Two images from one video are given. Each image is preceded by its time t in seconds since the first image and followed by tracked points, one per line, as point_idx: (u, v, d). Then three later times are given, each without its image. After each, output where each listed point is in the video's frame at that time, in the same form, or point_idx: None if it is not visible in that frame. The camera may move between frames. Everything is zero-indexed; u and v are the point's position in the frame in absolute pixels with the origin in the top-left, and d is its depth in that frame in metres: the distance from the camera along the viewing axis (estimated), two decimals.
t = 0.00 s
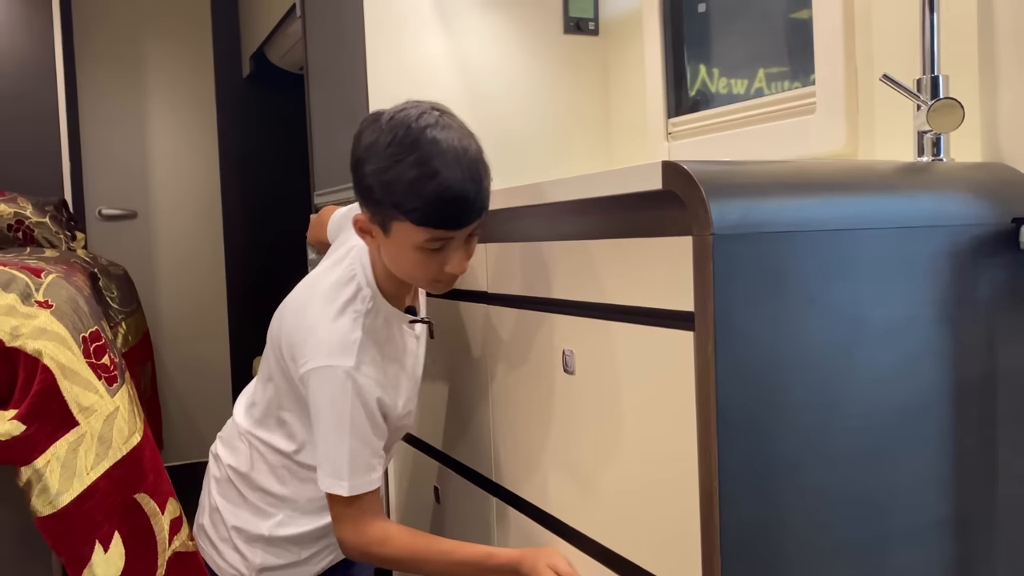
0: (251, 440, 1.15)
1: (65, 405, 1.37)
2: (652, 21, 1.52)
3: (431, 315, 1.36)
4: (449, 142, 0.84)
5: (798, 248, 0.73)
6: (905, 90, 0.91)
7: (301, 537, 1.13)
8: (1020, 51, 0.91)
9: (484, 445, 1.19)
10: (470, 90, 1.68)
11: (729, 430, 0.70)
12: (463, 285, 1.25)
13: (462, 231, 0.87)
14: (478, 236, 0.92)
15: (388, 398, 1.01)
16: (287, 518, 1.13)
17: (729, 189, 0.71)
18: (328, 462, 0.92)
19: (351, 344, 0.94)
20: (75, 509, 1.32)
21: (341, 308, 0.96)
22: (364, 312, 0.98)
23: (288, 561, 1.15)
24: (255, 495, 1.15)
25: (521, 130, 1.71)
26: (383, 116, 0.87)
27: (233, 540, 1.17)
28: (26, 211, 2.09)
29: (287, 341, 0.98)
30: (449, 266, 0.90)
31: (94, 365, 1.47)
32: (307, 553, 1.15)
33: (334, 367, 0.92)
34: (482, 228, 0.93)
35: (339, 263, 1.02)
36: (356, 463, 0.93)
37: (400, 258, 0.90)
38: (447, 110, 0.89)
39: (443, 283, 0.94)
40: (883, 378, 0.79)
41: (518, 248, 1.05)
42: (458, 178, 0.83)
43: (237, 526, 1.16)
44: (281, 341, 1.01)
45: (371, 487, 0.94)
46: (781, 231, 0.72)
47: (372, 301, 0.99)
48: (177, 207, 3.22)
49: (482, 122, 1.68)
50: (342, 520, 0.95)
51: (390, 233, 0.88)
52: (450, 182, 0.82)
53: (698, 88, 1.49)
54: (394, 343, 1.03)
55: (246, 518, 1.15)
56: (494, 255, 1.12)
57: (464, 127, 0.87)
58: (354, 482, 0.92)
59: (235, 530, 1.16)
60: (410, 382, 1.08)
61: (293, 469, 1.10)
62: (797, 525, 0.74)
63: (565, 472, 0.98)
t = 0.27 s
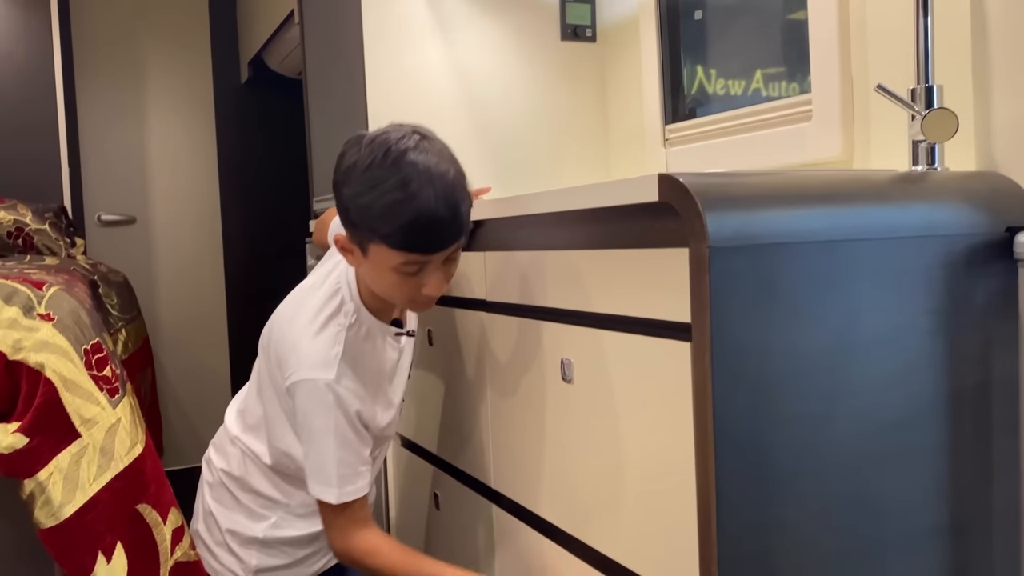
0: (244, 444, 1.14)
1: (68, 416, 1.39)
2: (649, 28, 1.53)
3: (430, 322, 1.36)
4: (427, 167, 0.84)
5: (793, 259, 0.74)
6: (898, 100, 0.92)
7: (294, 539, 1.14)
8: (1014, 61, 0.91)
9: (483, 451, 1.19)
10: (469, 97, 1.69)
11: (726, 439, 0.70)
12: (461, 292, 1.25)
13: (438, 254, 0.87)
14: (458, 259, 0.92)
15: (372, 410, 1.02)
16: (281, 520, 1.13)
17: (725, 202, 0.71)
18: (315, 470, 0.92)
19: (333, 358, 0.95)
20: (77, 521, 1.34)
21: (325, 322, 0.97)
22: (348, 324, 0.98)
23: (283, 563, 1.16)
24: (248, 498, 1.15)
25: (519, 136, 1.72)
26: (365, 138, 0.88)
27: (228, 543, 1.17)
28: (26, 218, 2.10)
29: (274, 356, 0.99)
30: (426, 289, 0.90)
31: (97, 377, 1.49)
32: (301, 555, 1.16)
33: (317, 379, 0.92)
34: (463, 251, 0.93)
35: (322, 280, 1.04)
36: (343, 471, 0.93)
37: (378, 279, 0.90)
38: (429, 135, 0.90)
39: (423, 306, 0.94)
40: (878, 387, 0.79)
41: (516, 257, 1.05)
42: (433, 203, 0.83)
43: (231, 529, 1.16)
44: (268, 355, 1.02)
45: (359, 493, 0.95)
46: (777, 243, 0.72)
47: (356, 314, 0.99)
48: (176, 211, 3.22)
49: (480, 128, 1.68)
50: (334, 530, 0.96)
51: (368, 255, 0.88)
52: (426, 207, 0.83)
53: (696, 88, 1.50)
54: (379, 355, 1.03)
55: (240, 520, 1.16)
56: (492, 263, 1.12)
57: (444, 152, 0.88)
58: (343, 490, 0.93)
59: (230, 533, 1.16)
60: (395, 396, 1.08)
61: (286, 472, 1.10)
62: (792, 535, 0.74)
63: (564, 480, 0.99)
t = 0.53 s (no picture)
0: (249, 450, 1.15)
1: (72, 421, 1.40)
2: (648, 31, 1.53)
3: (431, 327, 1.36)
4: (434, 186, 0.84)
5: (793, 265, 0.74)
6: (897, 104, 0.92)
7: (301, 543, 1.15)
8: (1013, 65, 0.92)
9: (486, 456, 1.20)
10: (468, 100, 1.69)
11: (727, 443, 0.71)
12: (462, 297, 1.25)
13: (444, 273, 0.88)
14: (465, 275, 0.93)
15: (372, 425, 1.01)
16: (286, 525, 1.14)
17: (725, 208, 0.72)
18: (310, 487, 0.91)
19: (338, 370, 0.95)
20: (82, 527, 1.33)
21: (331, 333, 0.97)
22: (354, 336, 0.99)
23: (287, 567, 1.16)
24: (253, 503, 1.15)
25: (520, 140, 1.72)
26: (371, 156, 0.88)
27: (233, 548, 1.17)
28: (26, 223, 2.10)
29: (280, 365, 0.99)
30: (433, 306, 0.91)
31: (101, 385, 1.51)
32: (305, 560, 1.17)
33: (320, 392, 0.92)
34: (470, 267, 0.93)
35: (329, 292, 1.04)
36: (338, 489, 0.92)
37: (386, 297, 0.92)
38: (436, 152, 0.90)
39: (430, 322, 0.95)
40: (878, 392, 0.80)
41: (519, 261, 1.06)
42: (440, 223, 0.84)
43: (236, 534, 1.16)
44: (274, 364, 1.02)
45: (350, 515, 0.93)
46: (776, 249, 0.73)
47: (363, 326, 1.00)
48: (176, 214, 3.23)
49: (480, 132, 1.69)
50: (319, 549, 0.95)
51: (375, 274, 0.90)
52: (432, 227, 0.84)
53: (696, 89, 1.51)
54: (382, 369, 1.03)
55: (245, 525, 1.16)
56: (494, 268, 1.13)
57: (451, 169, 0.88)
58: (334, 509, 0.92)
59: (235, 538, 1.17)
60: (395, 411, 1.08)
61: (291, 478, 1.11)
62: (794, 539, 0.75)
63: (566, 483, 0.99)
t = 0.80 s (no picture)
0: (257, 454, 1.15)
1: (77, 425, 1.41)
2: (649, 32, 1.53)
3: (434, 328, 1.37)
4: (455, 186, 0.84)
5: (796, 268, 0.74)
6: (898, 105, 0.92)
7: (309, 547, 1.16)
8: (1014, 66, 0.92)
9: (490, 457, 1.20)
10: (469, 101, 1.69)
11: (730, 445, 0.71)
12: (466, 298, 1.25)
13: (465, 272, 0.88)
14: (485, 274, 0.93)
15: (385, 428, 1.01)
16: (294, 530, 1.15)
17: (728, 211, 0.72)
18: (320, 492, 0.90)
19: (358, 371, 0.95)
20: (86, 530, 1.36)
21: (351, 333, 0.98)
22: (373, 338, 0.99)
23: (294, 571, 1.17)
24: (261, 508, 1.16)
25: (521, 142, 1.73)
26: (391, 158, 0.88)
27: (240, 552, 1.18)
28: (29, 225, 2.11)
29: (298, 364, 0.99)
30: (454, 305, 0.91)
31: (106, 387, 1.51)
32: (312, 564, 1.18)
33: (340, 392, 0.92)
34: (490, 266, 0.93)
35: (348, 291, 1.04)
36: (350, 495, 0.91)
37: (406, 297, 0.92)
38: (455, 151, 0.90)
39: (451, 321, 0.95)
40: (881, 393, 0.80)
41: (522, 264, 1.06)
42: (461, 222, 0.84)
43: (243, 538, 1.16)
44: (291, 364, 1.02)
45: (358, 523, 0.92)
46: (779, 251, 0.73)
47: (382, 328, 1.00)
48: (177, 215, 3.23)
49: (481, 133, 1.69)
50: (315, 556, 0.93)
51: (396, 274, 0.90)
52: (453, 227, 0.83)
53: (697, 88, 1.51)
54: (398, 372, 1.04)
55: (253, 530, 1.16)
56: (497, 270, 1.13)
57: (470, 168, 0.88)
58: (344, 515, 0.90)
59: (242, 542, 1.17)
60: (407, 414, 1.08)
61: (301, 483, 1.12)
62: (797, 541, 0.75)
63: (570, 485, 0.99)
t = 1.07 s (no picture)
0: (241, 453, 1.15)
1: (79, 427, 1.41)
2: (649, 32, 1.53)
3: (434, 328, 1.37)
4: (433, 160, 0.85)
5: (796, 268, 0.74)
6: (898, 104, 0.92)
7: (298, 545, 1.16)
8: (1014, 65, 0.92)
9: (490, 457, 1.20)
10: (470, 101, 1.69)
11: (731, 445, 0.71)
12: (465, 298, 1.25)
13: (445, 247, 0.88)
14: (464, 252, 0.93)
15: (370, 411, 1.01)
16: (282, 528, 1.15)
17: (728, 211, 0.72)
18: (307, 476, 0.90)
19: (338, 355, 0.95)
20: (89, 531, 1.36)
21: (331, 318, 0.97)
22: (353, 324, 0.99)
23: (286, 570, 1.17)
24: (247, 507, 1.16)
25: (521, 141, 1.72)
26: (368, 134, 0.88)
27: (229, 552, 1.19)
28: (30, 226, 2.12)
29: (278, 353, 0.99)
30: (435, 281, 0.91)
31: (108, 389, 1.52)
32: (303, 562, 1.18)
33: (321, 376, 0.92)
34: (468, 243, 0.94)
35: (327, 277, 1.04)
36: (337, 480, 0.91)
37: (388, 274, 0.92)
38: (432, 129, 0.91)
39: (432, 300, 0.95)
40: (881, 392, 0.80)
41: (521, 264, 1.06)
42: (440, 197, 0.84)
43: (232, 538, 1.17)
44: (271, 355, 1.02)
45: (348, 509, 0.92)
46: (779, 251, 0.73)
47: (362, 313, 1.00)
48: (178, 215, 3.23)
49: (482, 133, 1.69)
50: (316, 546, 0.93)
51: (376, 251, 0.89)
52: (432, 200, 0.84)
53: (697, 87, 1.51)
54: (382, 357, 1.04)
55: (241, 530, 1.17)
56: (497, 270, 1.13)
57: (447, 145, 0.88)
58: (332, 500, 0.91)
59: (230, 542, 1.18)
60: (395, 399, 1.08)
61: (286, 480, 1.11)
62: (797, 540, 0.75)
63: (570, 484, 0.99)
